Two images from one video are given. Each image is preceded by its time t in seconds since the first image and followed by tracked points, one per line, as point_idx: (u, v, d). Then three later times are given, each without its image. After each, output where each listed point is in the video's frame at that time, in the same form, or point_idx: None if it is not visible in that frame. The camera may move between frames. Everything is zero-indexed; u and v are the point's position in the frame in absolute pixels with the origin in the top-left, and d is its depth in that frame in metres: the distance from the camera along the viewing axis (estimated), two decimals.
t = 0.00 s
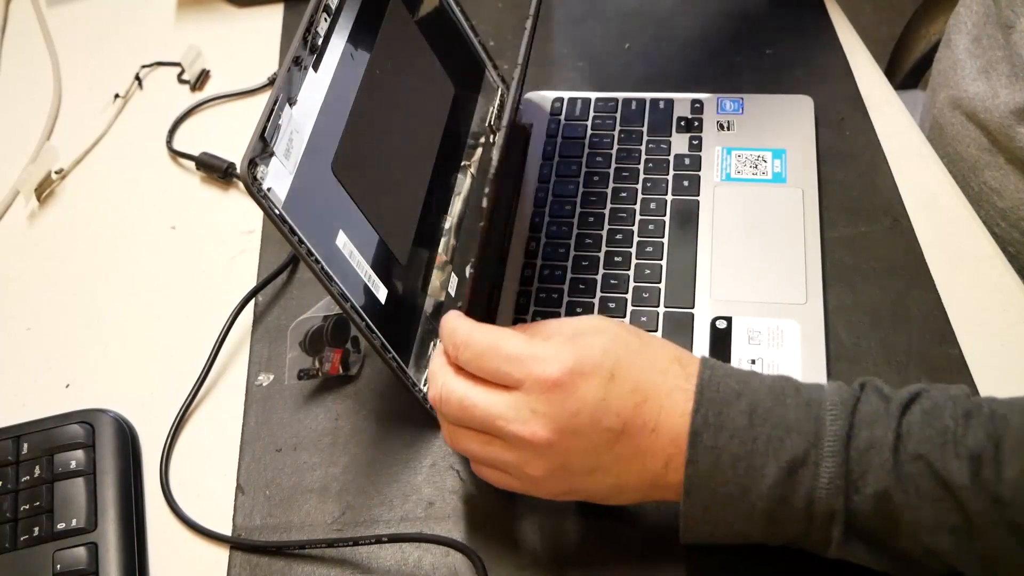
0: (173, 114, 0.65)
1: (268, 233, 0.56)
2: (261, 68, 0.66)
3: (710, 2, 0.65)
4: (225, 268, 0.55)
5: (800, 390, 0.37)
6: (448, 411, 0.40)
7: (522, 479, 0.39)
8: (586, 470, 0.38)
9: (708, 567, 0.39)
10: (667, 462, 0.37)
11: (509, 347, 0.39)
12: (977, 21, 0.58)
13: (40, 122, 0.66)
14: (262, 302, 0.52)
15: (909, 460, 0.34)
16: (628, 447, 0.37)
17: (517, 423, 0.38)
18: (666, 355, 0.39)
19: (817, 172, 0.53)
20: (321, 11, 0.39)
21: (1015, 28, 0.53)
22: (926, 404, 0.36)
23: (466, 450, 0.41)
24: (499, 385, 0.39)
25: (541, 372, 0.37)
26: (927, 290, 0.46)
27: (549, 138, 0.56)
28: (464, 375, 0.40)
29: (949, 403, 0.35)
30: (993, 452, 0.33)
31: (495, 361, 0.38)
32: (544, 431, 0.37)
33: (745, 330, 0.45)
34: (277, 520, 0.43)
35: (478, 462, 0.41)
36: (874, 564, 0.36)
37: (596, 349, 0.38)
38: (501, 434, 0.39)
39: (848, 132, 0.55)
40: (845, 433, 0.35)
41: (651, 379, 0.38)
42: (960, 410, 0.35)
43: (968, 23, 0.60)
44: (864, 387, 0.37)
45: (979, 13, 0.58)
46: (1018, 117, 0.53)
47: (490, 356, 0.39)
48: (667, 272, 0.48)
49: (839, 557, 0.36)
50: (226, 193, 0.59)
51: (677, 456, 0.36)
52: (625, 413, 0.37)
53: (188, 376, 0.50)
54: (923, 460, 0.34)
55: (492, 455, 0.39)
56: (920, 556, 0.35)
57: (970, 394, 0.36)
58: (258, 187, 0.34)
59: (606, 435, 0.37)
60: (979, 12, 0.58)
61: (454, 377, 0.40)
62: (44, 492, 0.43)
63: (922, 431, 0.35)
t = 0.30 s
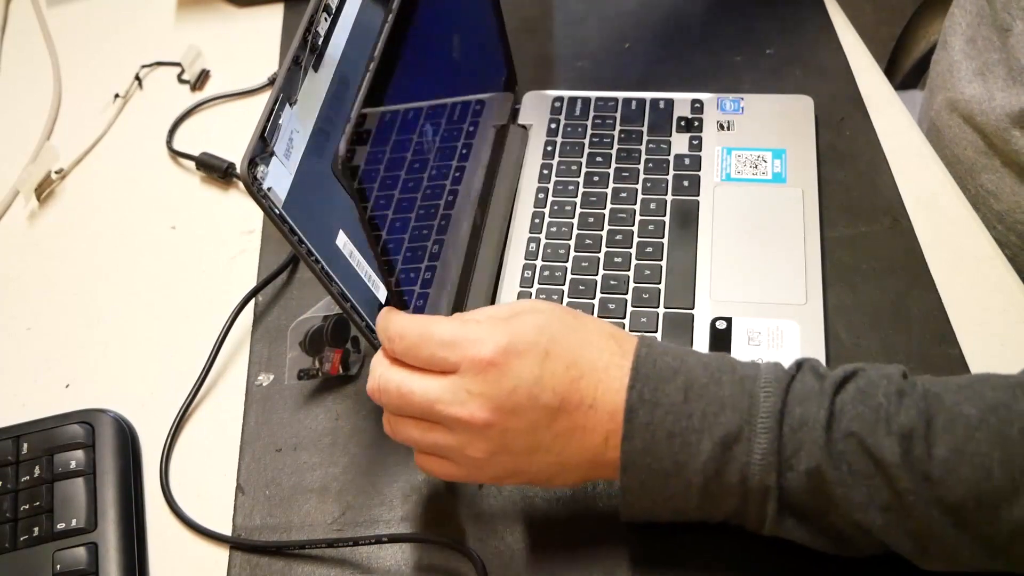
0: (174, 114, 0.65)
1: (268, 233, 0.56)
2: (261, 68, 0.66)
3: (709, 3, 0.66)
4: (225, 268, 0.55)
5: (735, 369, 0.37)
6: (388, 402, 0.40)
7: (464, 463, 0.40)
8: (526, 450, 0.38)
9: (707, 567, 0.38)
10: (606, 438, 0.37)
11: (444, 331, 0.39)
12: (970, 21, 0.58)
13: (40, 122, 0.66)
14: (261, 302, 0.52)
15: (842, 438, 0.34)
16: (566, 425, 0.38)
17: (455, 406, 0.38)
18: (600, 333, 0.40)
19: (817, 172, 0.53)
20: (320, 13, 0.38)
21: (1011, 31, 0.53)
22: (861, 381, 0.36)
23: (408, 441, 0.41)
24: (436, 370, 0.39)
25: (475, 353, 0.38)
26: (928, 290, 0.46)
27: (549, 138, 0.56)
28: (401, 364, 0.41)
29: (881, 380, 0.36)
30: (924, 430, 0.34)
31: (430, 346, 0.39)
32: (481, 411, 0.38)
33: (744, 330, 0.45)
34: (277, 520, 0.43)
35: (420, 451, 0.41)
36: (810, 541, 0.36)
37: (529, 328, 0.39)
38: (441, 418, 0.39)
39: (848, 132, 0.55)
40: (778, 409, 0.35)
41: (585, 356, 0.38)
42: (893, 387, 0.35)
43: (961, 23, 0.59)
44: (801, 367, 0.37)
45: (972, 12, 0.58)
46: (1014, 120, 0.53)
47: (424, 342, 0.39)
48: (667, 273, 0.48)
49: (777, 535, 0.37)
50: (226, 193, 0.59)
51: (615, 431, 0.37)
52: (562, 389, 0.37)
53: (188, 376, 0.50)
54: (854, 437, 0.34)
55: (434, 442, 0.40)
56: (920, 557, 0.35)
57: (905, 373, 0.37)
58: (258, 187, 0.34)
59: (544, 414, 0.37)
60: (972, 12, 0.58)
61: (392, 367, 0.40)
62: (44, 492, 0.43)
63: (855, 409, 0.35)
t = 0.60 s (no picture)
0: (174, 114, 0.65)
1: (268, 233, 0.56)
2: (261, 68, 0.66)
3: (708, 3, 0.66)
4: (225, 268, 0.55)
5: (706, 360, 0.38)
6: (364, 404, 0.40)
7: (443, 461, 0.40)
8: (504, 444, 0.39)
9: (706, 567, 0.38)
10: (581, 430, 0.38)
11: (418, 329, 0.39)
12: (956, 21, 0.58)
13: (41, 123, 0.66)
14: (261, 302, 0.52)
15: (810, 428, 0.35)
16: (541, 418, 0.38)
17: (432, 402, 0.39)
18: (571, 327, 0.41)
19: (817, 172, 0.53)
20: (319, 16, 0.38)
21: (997, 32, 0.53)
22: (830, 373, 0.36)
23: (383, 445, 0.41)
24: (412, 368, 0.40)
25: (450, 348, 0.39)
26: (928, 290, 0.46)
27: (549, 138, 0.56)
28: (376, 364, 0.41)
29: (851, 371, 0.36)
30: (891, 420, 0.34)
31: (404, 344, 0.39)
32: (459, 406, 0.38)
33: (744, 330, 0.45)
34: (277, 520, 0.43)
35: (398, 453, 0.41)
36: (782, 531, 0.36)
37: (502, 322, 0.39)
38: (418, 417, 0.39)
39: (847, 132, 0.55)
40: (747, 400, 0.35)
41: (557, 349, 0.39)
42: (863, 379, 0.35)
43: (950, 23, 0.59)
44: (768, 361, 0.37)
45: (957, 12, 0.58)
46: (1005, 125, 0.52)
47: (399, 340, 0.39)
48: (668, 273, 0.48)
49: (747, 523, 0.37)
50: (226, 193, 0.59)
51: (589, 423, 0.38)
52: (537, 381, 0.38)
53: (188, 376, 0.50)
54: (822, 427, 0.34)
55: (412, 441, 0.40)
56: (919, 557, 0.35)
57: (874, 364, 0.37)
58: (258, 187, 0.34)
59: (520, 406, 0.38)
60: (957, 12, 0.58)
61: (367, 369, 0.41)
62: (44, 492, 0.43)
63: (825, 399, 0.35)
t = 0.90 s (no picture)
0: (174, 114, 0.65)
1: (268, 233, 0.56)
2: (261, 68, 0.66)
3: (708, 3, 0.66)
4: (225, 268, 0.55)
5: (697, 359, 0.37)
6: (357, 406, 0.40)
7: (435, 463, 0.40)
8: (497, 445, 0.39)
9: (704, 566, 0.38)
10: (574, 429, 0.38)
11: (409, 331, 0.39)
12: (958, 23, 0.58)
13: (41, 123, 0.66)
14: (262, 302, 0.52)
15: (801, 426, 0.34)
16: (534, 418, 0.38)
17: (424, 404, 0.39)
18: (562, 326, 0.41)
19: (817, 172, 0.53)
20: (308, 19, 0.38)
21: (997, 34, 0.53)
22: (820, 372, 0.36)
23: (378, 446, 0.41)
24: (403, 370, 0.40)
25: (441, 350, 0.39)
26: (928, 289, 0.46)
27: (549, 138, 0.56)
28: (368, 366, 0.41)
29: (841, 370, 0.36)
30: (881, 418, 0.34)
31: (395, 346, 0.39)
32: (450, 408, 0.38)
33: (744, 330, 0.45)
34: (276, 520, 0.43)
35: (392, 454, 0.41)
36: (774, 529, 0.36)
37: (492, 323, 0.39)
38: (410, 418, 0.39)
39: (847, 132, 0.55)
40: (737, 399, 0.35)
41: (548, 350, 0.39)
42: (852, 377, 0.36)
43: (951, 24, 0.59)
44: (759, 361, 0.37)
45: (960, 14, 0.58)
46: (1005, 126, 0.52)
47: (390, 342, 0.39)
48: (668, 273, 0.48)
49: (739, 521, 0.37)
50: (226, 193, 0.59)
51: (581, 421, 0.38)
52: (528, 382, 0.38)
53: (188, 376, 0.50)
54: (813, 425, 0.34)
55: (405, 443, 0.40)
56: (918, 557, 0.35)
57: (865, 362, 0.37)
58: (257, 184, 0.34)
59: (512, 407, 0.38)
60: (959, 14, 0.58)
61: (359, 371, 0.41)
62: (44, 492, 0.43)
63: (814, 397, 0.35)
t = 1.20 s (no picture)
0: (174, 114, 0.65)
1: (268, 233, 0.56)
2: (261, 68, 0.66)
3: (708, 3, 0.66)
4: (225, 268, 0.55)
5: (692, 362, 0.37)
6: (352, 413, 0.41)
7: (430, 469, 0.40)
8: (491, 451, 0.39)
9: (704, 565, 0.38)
10: (568, 433, 0.38)
11: (401, 340, 0.39)
12: (961, 22, 0.58)
13: (41, 123, 0.66)
14: (261, 302, 0.52)
15: (796, 429, 0.34)
16: (528, 424, 0.38)
17: (417, 414, 0.39)
18: (556, 331, 0.40)
19: (817, 172, 0.53)
20: (298, 24, 0.38)
21: (1001, 34, 0.53)
22: (816, 373, 0.36)
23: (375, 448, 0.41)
24: (396, 379, 0.40)
25: (433, 360, 0.39)
26: (927, 289, 0.46)
27: (549, 138, 0.56)
28: (362, 372, 0.41)
29: (836, 371, 0.36)
30: (877, 420, 0.34)
31: (388, 356, 0.39)
32: (443, 418, 0.39)
33: (745, 330, 0.45)
34: (276, 520, 0.43)
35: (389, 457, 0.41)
36: (772, 528, 0.36)
37: (485, 332, 0.39)
38: (404, 426, 0.40)
39: (847, 132, 0.55)
40: (732, 402, 0.35)
41: (542, 356, 0.39)
42: (848, 378, 0.36)
43: (954, 24, 0.59)
44: (755, 363, 0.37)
45: (963, 14, 0.58)
46: (1008, 125, 0.52)
47: (382, 352, 0.39)
48: (668, 273, 0.48)
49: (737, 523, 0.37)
50: (226, 193, 0.59)
51: (576, 427, 0.38)
52: (521, 390, 0.38)
53: (188, 377, 0.50)
54: (808, 428, 0.34)
55: (400, 450, 0.40)
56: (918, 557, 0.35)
57: (860, 363, 0.37)
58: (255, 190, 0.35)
59: (506, 415, 0.38)
60: (963, 13, 0.58)
61: (353, 378, 0.41)
62: (44, 492, 0.43)
63: (809, 399, 0.35)
